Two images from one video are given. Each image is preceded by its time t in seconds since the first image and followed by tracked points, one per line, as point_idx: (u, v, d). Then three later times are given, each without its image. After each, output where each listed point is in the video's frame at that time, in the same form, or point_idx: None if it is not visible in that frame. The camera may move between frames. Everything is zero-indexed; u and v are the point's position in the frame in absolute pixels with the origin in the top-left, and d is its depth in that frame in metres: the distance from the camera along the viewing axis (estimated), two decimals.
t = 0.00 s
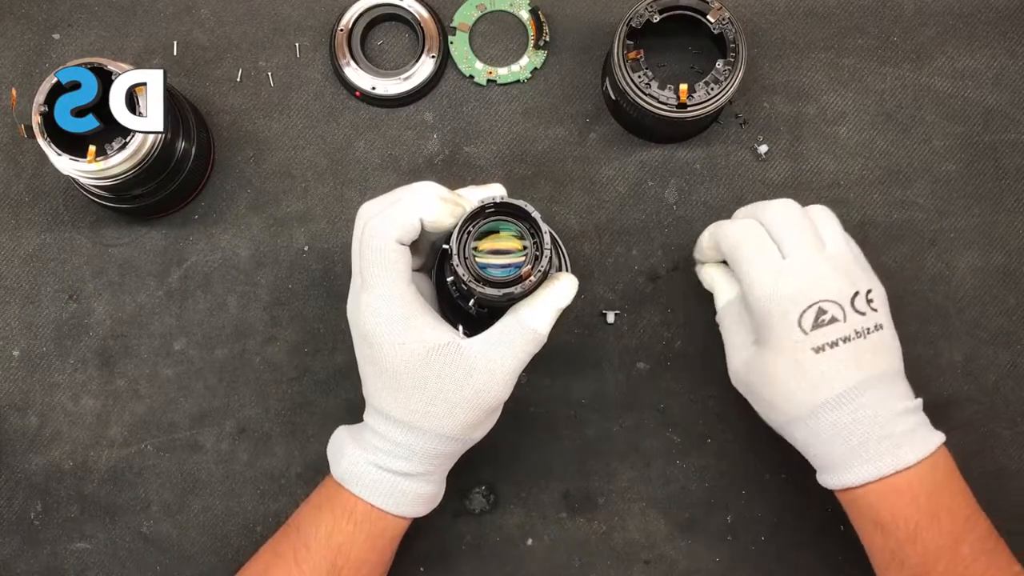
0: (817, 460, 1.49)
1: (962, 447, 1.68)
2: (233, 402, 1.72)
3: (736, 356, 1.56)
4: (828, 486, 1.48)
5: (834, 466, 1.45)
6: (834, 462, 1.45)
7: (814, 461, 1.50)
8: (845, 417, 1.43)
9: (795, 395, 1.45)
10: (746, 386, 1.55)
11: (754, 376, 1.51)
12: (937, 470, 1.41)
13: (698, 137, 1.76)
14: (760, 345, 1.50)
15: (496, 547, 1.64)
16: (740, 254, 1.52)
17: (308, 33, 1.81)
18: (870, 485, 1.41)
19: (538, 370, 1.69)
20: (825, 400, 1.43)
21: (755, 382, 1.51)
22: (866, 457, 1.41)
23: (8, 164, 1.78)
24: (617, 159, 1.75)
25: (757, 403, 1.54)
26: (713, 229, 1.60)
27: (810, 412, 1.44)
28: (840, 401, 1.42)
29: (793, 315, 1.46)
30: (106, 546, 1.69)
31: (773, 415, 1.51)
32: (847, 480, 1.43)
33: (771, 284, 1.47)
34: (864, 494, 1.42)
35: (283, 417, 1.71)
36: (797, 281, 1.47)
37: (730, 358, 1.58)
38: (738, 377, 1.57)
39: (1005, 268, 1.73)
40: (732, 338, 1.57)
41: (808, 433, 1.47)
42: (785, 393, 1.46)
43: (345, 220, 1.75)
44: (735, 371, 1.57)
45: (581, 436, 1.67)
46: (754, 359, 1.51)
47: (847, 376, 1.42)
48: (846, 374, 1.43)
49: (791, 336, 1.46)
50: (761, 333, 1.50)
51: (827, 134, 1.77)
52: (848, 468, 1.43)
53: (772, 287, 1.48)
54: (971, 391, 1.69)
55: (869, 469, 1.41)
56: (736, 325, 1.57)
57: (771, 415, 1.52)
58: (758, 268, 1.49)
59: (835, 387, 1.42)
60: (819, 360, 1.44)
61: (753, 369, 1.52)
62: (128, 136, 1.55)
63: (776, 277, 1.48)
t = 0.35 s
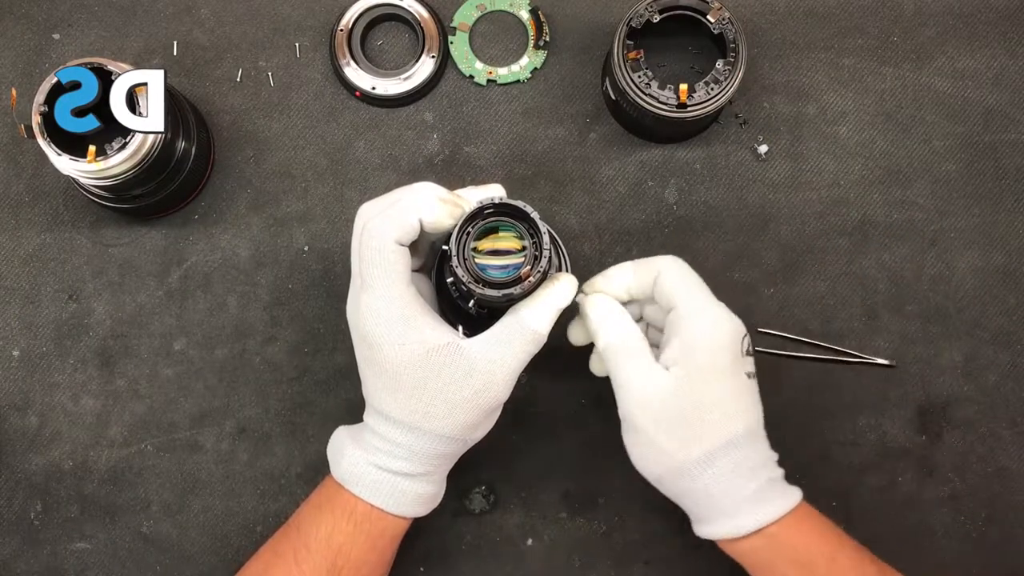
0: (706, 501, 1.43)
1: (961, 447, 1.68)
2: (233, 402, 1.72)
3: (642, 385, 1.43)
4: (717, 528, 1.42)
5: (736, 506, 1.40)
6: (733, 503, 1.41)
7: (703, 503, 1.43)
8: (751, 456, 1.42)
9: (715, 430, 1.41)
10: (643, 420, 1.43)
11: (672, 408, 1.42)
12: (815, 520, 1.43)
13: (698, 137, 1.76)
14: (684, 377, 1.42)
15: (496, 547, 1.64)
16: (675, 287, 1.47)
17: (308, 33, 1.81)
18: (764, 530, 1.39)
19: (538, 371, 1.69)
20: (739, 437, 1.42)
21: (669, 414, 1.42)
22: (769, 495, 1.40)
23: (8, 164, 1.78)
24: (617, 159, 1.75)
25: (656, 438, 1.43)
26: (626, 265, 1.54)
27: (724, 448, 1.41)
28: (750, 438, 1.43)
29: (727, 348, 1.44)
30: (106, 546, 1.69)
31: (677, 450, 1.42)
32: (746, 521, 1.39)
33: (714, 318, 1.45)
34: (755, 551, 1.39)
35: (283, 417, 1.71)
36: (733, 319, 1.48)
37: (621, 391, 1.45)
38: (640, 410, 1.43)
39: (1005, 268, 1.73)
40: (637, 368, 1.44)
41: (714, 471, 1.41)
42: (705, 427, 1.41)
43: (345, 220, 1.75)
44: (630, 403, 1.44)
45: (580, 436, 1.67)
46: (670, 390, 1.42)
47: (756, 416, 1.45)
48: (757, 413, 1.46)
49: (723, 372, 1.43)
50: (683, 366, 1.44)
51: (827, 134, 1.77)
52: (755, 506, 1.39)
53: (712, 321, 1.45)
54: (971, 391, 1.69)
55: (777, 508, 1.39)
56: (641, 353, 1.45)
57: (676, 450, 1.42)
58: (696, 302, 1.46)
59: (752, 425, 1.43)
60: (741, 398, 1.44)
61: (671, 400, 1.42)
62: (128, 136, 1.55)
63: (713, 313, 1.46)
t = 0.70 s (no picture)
0: (604, 519, 1.45)
1: (961, 447, 1.68)
2: (233, 402, 1.72)
3: (568, 402, 1.43)
4: (610, 546, 1.45)
5: (627, 530, 1.42)
6: (625, 527, 1.42)
7: (602, 519, 1.46)
8: (654, 496, 1.41)
9: (623, 464, 1.41)
10: (560, 433, 1.44)
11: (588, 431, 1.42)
12: (704, 554, 1.38)
13: (698, 137, 1.76)
14: (609, 407, 1.41)
15: (495, 547, 1.64)
16: (632, 319, 1.45)
17: (309, 33, 1.81)
18: (649, 556, 1.41)
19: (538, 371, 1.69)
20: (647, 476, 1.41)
21: (585, 436, 1.42)
22: (663, 531, 1.40)
23: (8, 164, 1.78)
24: (617, 159, 1.75)
25: (568, 452, 1.44)
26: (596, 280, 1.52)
27: (628, 481, 1.41)
28: (660, 479, 1.42)
29: (664, 390, 1.42)
30: (105, 546, 1.69)
31: (585, 469, 1.44)
32: (632, 545, 1.41)
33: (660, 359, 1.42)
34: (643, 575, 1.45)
35: (283, 417, 1.71)
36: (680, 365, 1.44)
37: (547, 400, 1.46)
38: (560, 424, 1.44)
39: (1004, 268, 1.73)
40: (566, 384, 1.44)
41: (614, 497, 1.42)
42: (614, 458, 1.41)
43: (345, 220, 1.75)
44: (551, 414, 1.45)
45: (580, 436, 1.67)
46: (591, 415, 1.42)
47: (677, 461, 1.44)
48: (678, 458, 1.44)
49: (649, 414, 1.41)
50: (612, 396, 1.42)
51: (827, 134, 1.77)
52: (645, 536, 1.40)
53: (655, 362, 1.43)
54: (971, 390, 1.69)
55: (664, 541, 1.39)
56: (577, 370, 1.45)
57: (584, 469, 1.43)
58: (646, 338, 1.44)
59: (666, 467, 1.42)
60: (662, 442, 1.42)
61: (590, 424, 1.42)
62: (128, 136, 1.55)
63: (660, 355, 1.43)
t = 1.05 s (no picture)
0: (601, 539, 1.46)
1: (961, 447, 1.68)
2: (233, 402, 1.72)
3: (561, 426, 1.43)
4: (606, 563, 1.47)
5: (623, 551, 1.44)
6: (620, 547, 1.44)
7: (598, 539, 1.47)
8: (647, 520, 1.41)
9: (615, 489, 1.41)
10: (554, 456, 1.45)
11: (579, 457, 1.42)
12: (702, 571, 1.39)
13: (697, 137, 1.76)
14: (599, 436, 1.40)
15: (495, 548, 1.64)
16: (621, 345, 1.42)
17: (309, 33, 1.81)
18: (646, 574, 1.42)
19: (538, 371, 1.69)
20: (639, 501, 1.40)
21: (577, 462, 1.42)
22: (657, 552, 1.41)
23: (8, 164, 1.78)
24: (617, 159, 1.75)
25: (563, 474, 1.46)
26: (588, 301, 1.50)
27: (620, 507, 1.41)
28: (653, 506, 1.41)
29: (658, 421, 1.39)
30: (105, 546, 1.69)
31: (579, 492, 1.44)
32: (628, 564, 1.43)
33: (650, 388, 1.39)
34: None
35: (283, 417, 1.71)
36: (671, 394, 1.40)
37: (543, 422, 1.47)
38: (554, 448, 1.45)
39: (1004, 268, 1.73)
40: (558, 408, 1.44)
41: (608, 521, 1.43)
42: (606, 484, 1.41)
43: (345, 220, 1.75)
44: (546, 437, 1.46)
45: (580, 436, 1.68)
46: (582, 441, 1.41)
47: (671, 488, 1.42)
48: (672, 484, 1.42)
49: (640, 443, 1.39)
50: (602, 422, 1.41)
51: (826, 134, 1.77)
52: (639, 558, 1.41)
53: (646, 391, 1.40)
54: (971, 390, 1.69)
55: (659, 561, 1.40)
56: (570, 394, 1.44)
57: (579, 492, 1.44)
58: (636, 367, 1.41)
59: (659, 495, 1.41)
60: (654, 470, 1.40)
61: (580, 450, 1.41)
62: (128, 136, 1.55)
63: (652, 385, 1.40)
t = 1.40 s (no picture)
0: (622, 521, 1.46)
1: (961, 447, 1.68)
2: (233, 401, 1.72)
3: (590, 403, 1.45)
4: (624, 545, 1.47)
5: (644, 531, 1.44)
6: (641, 528, 1.44)
7: (618, 520, 1.47)
8: (672, 499, 1.42)
9: (643, 467, 1.42)
10: (580, 434, 1.47)
11: (607, 434, 1.43)
12: (720, 553, 1.41)
13: (697, 137, 1.76)
14: (630, 412, 1.42)
15: (496, 547, 1.64)
16: (648, 325, 1.45)
17: (309, 33, 1.81)
18: (664, 556, 1.43)
19: (538, 370, 1.69)
20: (665, 479, 1.42)
21: (605, 438, 1.43)
22: (681, 531, 1.42)
23: (8, 164, 1.78)
24: (617, 159, 1.75)
25: (589, 453, 1.46)
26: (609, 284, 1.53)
27: (648, 484, 1.42)
28: (678, 485, 1.43)
29: (691, 399, 1.41)
30: (105, 546, 1.69)
31: (603, 471, 1.45)
32: (648, 545, 1.43)
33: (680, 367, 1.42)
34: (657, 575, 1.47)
35: (283, 416, 1.71)
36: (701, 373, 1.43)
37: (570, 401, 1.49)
38: (581, 425, 1.46)
39: (1004, 268, 1.73)
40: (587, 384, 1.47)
41: (632, 500, 1.43)
42: (634, 462, 1.42)
43: (345, 220, 1.75)
44: (573, 414, 1.48)
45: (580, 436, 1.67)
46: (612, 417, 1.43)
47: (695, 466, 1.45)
48: (698, 463, 1.45)
49: (672, 421, 1.41)
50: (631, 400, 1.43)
51: (826, 134, 1.77)
52: (660, 538, 1.42)
53: (676, 369, 1.43)
54: (971, 390, 1.69)
55: (681, 540, 1.41)
56: (598, 372, 1.48)
57: (604, 471, 1.45)
58: (665, 346, 1.44)
59: (685, 473, 1.42)
60: (682, 449, 1.42)
61: (609, 427, 1.43)
62: (128, 136, 1.55)
63: (683, 364, 1.43)
